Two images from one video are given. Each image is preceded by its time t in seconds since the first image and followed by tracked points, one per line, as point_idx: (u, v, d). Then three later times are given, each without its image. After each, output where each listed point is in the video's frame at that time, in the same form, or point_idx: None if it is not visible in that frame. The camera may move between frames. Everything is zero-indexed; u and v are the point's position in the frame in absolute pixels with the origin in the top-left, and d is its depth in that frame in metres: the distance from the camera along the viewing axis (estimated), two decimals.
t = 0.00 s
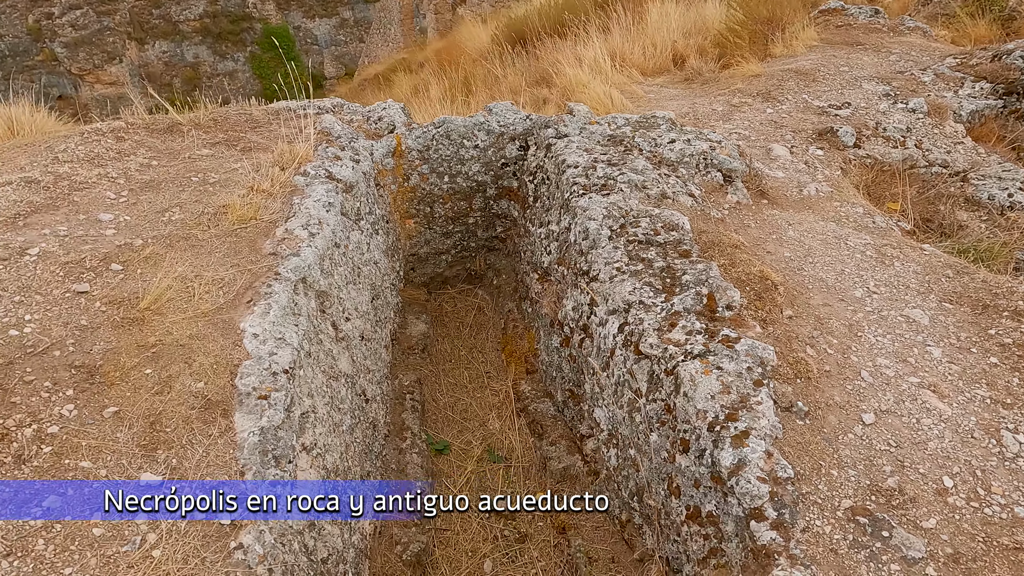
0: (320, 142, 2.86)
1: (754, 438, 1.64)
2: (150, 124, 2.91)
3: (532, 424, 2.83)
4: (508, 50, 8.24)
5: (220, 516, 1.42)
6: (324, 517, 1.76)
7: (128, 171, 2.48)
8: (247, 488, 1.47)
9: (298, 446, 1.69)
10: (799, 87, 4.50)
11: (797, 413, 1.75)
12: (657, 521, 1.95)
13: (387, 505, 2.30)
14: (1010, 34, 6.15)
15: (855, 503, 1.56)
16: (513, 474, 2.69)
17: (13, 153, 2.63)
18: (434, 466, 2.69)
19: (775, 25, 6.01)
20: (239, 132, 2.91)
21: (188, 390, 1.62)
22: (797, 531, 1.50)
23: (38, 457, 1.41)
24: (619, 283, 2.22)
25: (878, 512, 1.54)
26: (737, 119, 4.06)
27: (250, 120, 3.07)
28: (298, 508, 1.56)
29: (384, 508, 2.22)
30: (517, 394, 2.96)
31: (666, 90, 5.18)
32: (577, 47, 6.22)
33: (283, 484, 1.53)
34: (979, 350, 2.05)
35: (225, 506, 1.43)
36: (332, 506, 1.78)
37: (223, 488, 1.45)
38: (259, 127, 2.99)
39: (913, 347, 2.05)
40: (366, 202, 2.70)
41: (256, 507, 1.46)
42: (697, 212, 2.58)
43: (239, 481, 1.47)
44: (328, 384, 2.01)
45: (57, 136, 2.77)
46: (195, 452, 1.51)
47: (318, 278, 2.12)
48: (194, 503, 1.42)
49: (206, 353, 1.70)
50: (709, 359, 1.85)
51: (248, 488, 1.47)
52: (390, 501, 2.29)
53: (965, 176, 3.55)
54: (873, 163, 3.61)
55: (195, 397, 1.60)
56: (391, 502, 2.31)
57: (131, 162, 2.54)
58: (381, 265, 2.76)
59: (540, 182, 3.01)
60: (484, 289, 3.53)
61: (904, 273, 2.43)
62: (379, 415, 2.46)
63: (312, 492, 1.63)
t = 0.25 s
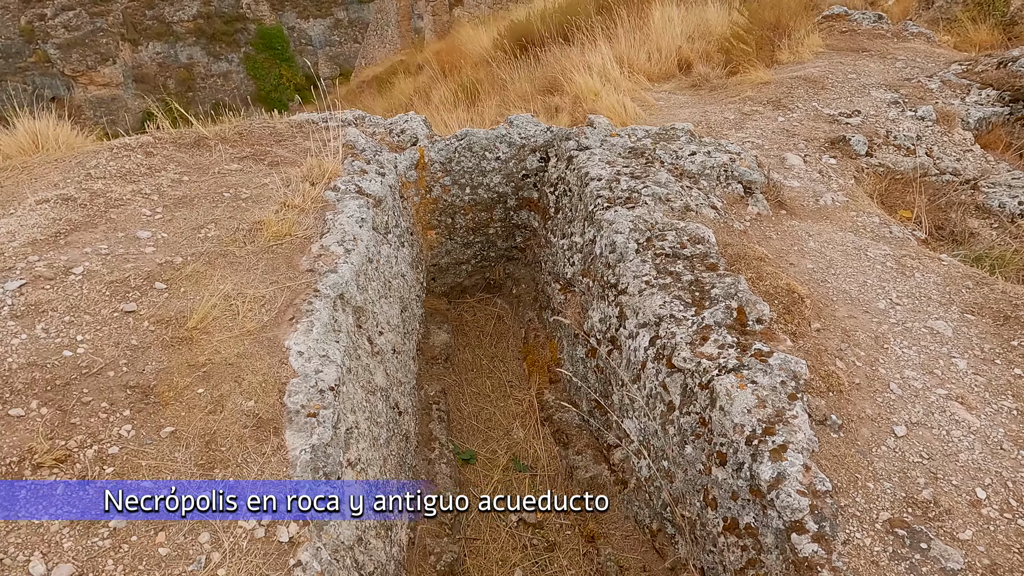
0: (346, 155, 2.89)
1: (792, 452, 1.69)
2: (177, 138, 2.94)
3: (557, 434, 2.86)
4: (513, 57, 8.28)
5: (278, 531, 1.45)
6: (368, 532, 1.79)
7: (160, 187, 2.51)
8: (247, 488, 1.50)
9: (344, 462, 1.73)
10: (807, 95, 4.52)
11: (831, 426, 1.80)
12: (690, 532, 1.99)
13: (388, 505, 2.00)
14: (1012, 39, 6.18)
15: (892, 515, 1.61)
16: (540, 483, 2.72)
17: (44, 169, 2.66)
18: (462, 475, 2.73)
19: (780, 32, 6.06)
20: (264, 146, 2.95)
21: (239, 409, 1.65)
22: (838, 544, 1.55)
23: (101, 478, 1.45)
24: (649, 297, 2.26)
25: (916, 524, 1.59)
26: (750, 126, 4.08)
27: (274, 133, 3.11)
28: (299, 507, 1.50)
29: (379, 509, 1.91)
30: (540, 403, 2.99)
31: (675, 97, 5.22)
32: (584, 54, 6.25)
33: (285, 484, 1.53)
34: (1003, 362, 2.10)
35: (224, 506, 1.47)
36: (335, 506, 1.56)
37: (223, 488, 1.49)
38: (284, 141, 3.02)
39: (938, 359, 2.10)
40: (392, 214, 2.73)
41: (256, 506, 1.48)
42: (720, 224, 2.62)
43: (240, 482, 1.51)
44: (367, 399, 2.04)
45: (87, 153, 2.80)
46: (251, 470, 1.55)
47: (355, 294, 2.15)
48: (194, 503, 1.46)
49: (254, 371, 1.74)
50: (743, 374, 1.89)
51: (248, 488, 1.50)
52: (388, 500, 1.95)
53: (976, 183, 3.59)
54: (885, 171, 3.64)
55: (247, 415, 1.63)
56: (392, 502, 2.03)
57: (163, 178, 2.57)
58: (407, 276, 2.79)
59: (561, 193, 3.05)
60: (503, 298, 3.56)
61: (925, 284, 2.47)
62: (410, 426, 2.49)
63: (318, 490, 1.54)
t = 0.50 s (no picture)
0: (359, 166, 2.86)
1: (826, 470, 1.67)
2: (188, 150, 2.91)
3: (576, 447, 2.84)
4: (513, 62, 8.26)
5: (313, 559, 1.42)
6: (398, 555, 1.76)
7: (175, 202, 2.48)
8: (248, 489, 1.51)
9: (373, 483, 1.70)
10: (814, 101, 4.49)
11: (863, 443, 1.79)
12: (720, 548, 1.97)
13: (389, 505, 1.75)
14: (1012, 42, 6.18)
15: (930, 534, 1.60)
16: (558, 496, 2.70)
17: (55, 184, 2.63)
18: (481, 489, 2.70)
19: (782, 36, 6.05)
20: (276, 157, 2.91)
21: (268, 433, 1.62)
22: (878, 564, 1.53)
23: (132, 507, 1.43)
24: (672, 311, 2.24)
25: (954, 543, 1.58)
26: (759, 133, 4.05)
27: (286, 144, 3.07)
28: (299, 507, 1.49)
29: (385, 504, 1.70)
30: (557, 415, 2.97)
31: (679, 102, 5.19)
32: (586, 58, 6.23)
33: (284, 484, 1.53)
34: None
35: (225, 506, 1.47)
36: (335, 506, 1.51)
37: (224, 488, 1.50)
38: (296, 152, 2.99)
39: (964, 371, 2.09)
40: (408, 226, 2.70)
41: (256, 506, 1.48)
42: (739, 234, 2.60)
43: (240, 482, 1.51)
44: (391, 417, 2.02)
45: (98, 166, 2.77)
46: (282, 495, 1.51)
47: (376, 310, 2.12)
48: (194, 503, 1.46)
49: (280, 393, 1.71)
50: (773, 390, 1.87)
51: (249, 489, 1.51)
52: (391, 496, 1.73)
53: (986, 190, 3.57)
54: (895, 178, 3.62)
55: (276, 439, 1.60)
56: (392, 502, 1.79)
57: (176, 192, 2.54)
58: (423, 288, 2.77)
59: (576, 203, 3.03)
60: (515, 308, 3.54)
61: (945, 294, 2.47)
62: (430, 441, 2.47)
63: (320, 489, 1.53)
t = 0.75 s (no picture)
0: (377, 183, 2.81)
1: (873, 496, 1.65)
2: (204, 168, 2.86)
3: (599, 464, 2.81)
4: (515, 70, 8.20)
5: None
6: None
7: (194, 222, 2.44)
8: (247, 489, 1.51)
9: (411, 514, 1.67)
10: (825, 109, 4.44)
11: (907, 466, 1.77)
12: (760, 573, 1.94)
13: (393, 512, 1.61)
14: (1014, 47, 6.15)
15: (982, 562, 1.58)
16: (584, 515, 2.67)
17: (70, 204, 2.58)
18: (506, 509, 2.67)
19: (788, 42, 5.97)
20: (293, 174, 2.87)
21: (306, 467, 1.59)
22: None
23: (173, 548, 1.38)
24: (704, 330, 2.22)
25: (1007, 571, 1.56)
26: (772, 142, 4.00)
27: (302, 160, 3.02)
28: (299, 508, 1.51)
29: (389, 508, 1.56)
30: (580, 432, 2.94)
31: (687, 110, 5.14)
32: (591, 66, 6.20)
33: (283, 483, 1.54)
34: None
35: (225, 506, 1.47)
36: (335, 506, 1.52)
37: (223, 488, 1.49)
38: (312, 168, 2.94)
39: (1001, 389, 2.07)
40: (429, 243, 2.67)
41: (257, 506, 1.49)
42: (764, 249, 2.57)
43: (240, 482, 1.51)
44: (423, 443, 1.98)
45: (112, 185, 2.71)
46: (325, 531, 1.48)
47: (404, 333, 2.08)
48: (194, 503, 1.46)
49: (316, 423, 1.67)
50: (813, 413, 1.84)
51: (248, 488, 1.51)
52: (396, 497, 1.57)
53: (1001, 199, 3.54)
54: (911, 187, 3.58)
55: (315, 472, 1.57)
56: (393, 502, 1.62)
57: (195, 213, 2.50)
58: (444, 305, 2.73)
59: (596, 217, 2.99)
60: (532, 322, 3.50)
61: (974, 309, 2.45)
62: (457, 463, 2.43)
63: (319, 489, 1.54)
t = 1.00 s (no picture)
0: (399, 203, 2.80)
1: (919, 525, 1.65)
2: (225, 190, 2.85)
3: (626, 484, 2.80)
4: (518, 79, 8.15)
5: None
6: None
7: (221, 247, 2.42)
8: (249, 490, 1.55)
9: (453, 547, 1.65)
10: (836, 120, 4.41)
11: (950, 492, 1.77)
12: None
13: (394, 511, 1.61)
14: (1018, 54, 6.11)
15: None
16: (610, 537, 2.66)
17: (94, 229, 2.58)
18: (532, 530, 2.66)
19: (794, 52, 5.92)
20: (315, 195, 2.85)
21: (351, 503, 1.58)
22: None
23: None
24: (737, 352, 2.21)
25: None
26: (786, 155, 3.97)
27: (322, 180, 3.01)
28: (300, 508, 1.54)
29: (389, 507, 1.56)
30: (604, 452, 2.93)
31: (696, 121, 5.07)
32: (597, 76, 6.19)
33: (284, 485, 1.58)
34: None
35: (224, 506, 1.52)
36: (336, 506, 1.56)
37: (224, 489, 1.54)
38: (334, 189, 2.92)
39: None
40: (453, 264, 2.66)
41: (257, 507, 1.52)
42: (791, 269, 2.57)
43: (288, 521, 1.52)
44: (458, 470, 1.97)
45: (135, 209, 2.70)
46: (372, 568, 1.47)
47: (438, 359, 2.07)
48: (194, 503, 1.51)
49: (357, 456, 1.66)
50: (853, 438, 1.84)
51: (248, 489, 1.55)
52: (396, 496, 1.57)
53: (1018, 210, 3.51)
54: (926, 200, 3.57)
55: (360, 508, 1.56)
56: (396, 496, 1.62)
57: (221, 237, 2.48)
58: (469, 325, 2.72)
59: (617, 235, 2.98)
60: (551, 338, 3.50)
61: (1002, 327, 2.46)
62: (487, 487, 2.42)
63: (318, 489, 1.58)
